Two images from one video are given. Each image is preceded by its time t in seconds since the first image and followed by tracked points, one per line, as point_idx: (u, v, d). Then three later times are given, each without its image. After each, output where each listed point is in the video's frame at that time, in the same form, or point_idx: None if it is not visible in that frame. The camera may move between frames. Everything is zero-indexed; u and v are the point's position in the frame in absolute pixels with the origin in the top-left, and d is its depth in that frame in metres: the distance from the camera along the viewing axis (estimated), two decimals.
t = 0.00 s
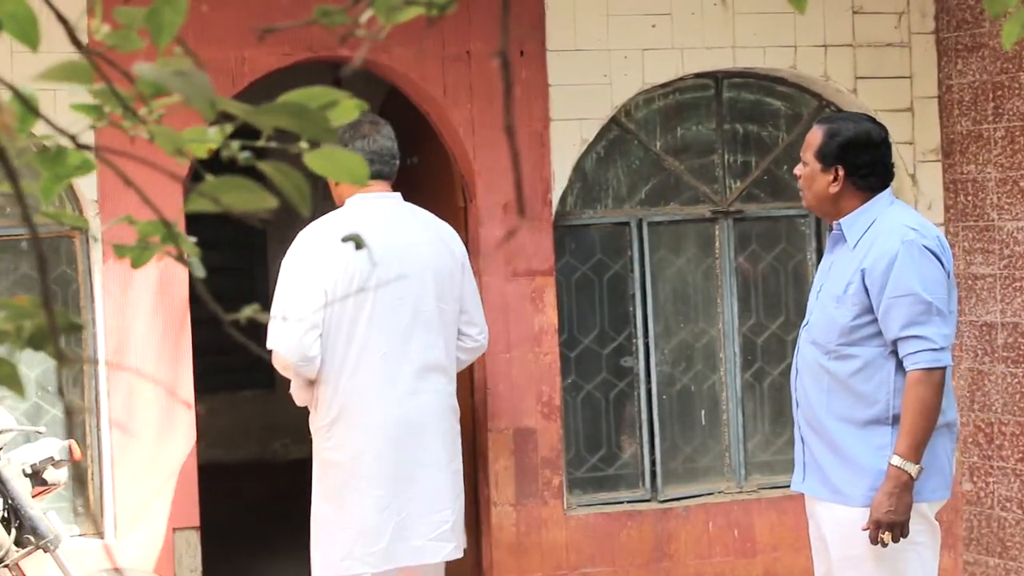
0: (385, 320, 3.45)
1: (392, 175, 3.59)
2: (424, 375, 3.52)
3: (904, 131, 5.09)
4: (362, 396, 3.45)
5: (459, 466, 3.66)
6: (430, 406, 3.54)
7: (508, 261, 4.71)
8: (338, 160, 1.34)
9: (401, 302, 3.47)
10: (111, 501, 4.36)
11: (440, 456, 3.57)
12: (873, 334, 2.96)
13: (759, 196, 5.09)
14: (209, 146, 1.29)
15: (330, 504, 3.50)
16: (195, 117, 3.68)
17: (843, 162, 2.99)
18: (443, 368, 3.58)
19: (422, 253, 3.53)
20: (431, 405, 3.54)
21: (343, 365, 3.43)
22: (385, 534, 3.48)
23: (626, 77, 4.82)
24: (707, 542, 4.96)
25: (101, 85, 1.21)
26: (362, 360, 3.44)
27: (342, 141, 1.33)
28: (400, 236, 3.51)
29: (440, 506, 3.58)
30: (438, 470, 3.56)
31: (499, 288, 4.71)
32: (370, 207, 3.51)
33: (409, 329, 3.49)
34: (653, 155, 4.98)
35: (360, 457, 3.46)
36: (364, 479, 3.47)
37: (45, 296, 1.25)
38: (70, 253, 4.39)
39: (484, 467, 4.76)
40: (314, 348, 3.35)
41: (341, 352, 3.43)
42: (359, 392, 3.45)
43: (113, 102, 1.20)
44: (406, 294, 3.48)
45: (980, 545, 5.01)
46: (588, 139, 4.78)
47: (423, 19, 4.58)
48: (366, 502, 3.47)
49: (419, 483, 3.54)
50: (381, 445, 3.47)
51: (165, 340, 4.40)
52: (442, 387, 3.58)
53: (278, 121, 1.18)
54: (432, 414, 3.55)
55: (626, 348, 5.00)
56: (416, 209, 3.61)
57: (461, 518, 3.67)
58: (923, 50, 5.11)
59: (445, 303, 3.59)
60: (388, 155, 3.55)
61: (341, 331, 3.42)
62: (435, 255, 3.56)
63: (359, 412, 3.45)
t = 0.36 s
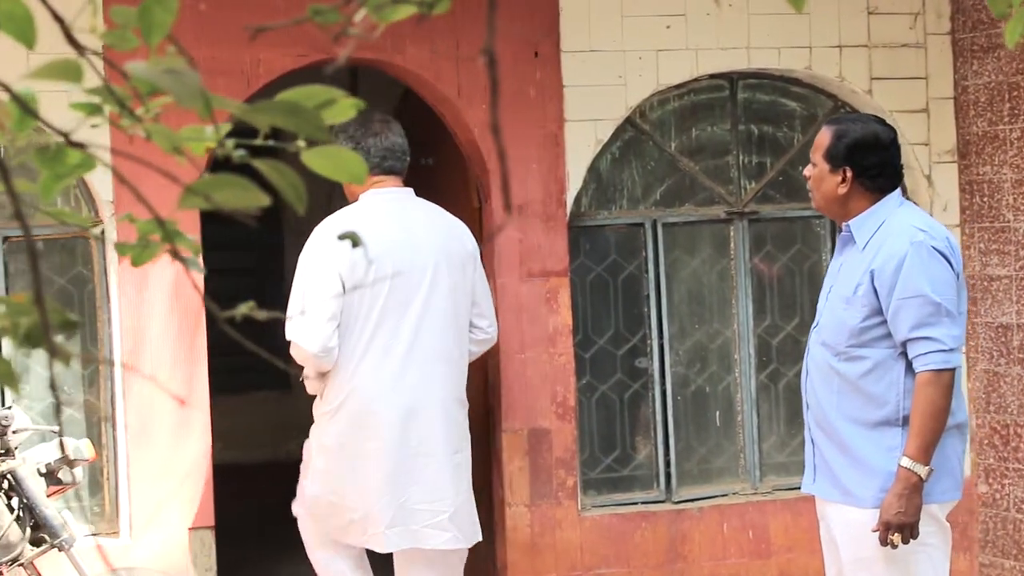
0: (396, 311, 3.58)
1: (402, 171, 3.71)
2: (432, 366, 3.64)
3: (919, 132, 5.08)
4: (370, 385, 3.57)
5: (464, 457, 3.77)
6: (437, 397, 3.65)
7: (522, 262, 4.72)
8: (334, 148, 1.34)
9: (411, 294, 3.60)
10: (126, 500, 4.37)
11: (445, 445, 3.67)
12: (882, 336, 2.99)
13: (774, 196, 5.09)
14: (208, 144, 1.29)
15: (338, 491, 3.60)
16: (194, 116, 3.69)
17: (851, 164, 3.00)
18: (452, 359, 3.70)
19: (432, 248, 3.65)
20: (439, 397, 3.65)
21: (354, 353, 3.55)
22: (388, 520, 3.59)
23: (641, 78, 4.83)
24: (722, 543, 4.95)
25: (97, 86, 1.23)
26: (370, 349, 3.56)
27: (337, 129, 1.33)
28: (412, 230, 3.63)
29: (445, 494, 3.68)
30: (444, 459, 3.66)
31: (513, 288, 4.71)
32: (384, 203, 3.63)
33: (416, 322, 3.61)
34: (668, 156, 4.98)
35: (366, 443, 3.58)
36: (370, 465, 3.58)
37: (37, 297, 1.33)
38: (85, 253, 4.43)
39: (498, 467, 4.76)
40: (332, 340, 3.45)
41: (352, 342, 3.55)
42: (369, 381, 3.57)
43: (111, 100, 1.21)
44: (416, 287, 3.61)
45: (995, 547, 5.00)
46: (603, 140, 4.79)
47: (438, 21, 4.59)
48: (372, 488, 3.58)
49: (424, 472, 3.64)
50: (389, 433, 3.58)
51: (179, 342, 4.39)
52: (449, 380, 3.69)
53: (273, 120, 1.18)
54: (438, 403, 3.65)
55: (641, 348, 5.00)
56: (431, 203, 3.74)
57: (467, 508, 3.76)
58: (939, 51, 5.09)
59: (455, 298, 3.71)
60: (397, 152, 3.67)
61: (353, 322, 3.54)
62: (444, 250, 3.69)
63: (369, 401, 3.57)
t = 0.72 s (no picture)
0: (402, 311, 3.88)
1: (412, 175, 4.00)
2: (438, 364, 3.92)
3: (951, 134, 5.06)
4: (377, 382, 3.88)
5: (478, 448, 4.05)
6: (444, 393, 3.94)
7: (552, 263, 4.72)
8: (348, 148, 1.34)
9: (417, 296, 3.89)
10: (156, 500, 4.39)
11: (452, 440, 3.96)
12: (908, 338, 3.01)
13: (804, 199, 5.07)
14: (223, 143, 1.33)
15: (352, 482, 3.94)
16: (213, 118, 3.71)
17: (874, 166, 3.02)
18: (462, 356, 3.98)
19: (437, 251, 3.93)
20: (447, 393, 3.94)
21: (363, 352, 3.87)
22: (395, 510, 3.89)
23: (672, 81, 4.82)
24: (751, 546, 4.94)
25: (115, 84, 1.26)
26: (376, 347, 3.87)
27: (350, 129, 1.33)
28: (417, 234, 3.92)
29: (452, 485, 3.96)
30: (451, 452, 3.95)
31: (543, 291, 4.71)
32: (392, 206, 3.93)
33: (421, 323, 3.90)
34: (698, 158, 4.97)
35: (374, 437, 3.89)
36: (378, 457, 3.89)
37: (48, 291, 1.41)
38: (117, 254, 4.44)
39: (527, 469, 4.77)
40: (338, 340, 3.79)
41: (362, 341, 3.87)
42: (377, 377, 3.87)
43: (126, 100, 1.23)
44: (423, 288, 3.90)
45: None
46: (633, 142, 4.79)
47: (469, 22, 4.59)
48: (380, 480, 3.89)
49: (431, 465, 3.93)
50: (398, 427, 3.88)
51: (210, 343, 4.41)
52: (456, 376, 3.97)
53: (283, 118, 1.20)
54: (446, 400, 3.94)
55: (670, 351, 4.99)
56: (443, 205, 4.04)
57: (477, 501, 4.03)
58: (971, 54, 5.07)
59: (462, 299, 3.98)
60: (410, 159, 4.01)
61: (362, 322, 3.86)
62: (452, 252, 3.96)
63: (379, 396, 3.88)
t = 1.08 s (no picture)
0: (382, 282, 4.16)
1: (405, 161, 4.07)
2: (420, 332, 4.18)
3: (979, 136, 5.04)
4: (360, 349, 4.14)
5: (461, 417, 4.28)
6: (426, 360, 4.19)
7: (576, 262, 4.72)
8: (354, 139, 1.36)
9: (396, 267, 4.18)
10: (180, 494, 4.41)
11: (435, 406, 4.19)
12: (929, 341, 3.03)
13: (830, 200, 5.05)
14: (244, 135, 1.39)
15: (339, 449, 4.18)
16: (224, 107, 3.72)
17: (896, 168, 3.05)
18: (443, 327, 4.24)
19: (415, 226, 4.22)
20: (428, 360, 4.19)
21: (346, 322, 4.15)
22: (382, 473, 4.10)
23: (697, 81, 4.82)
24: (773, 547, 4.93)
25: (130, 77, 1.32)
26: (359, 317, 4.15)
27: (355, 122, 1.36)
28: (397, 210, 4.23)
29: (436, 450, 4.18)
30: (435, 418, 4.18)
31: (567, 289, 4.71)
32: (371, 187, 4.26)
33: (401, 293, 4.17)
34: (723, 159, 4.96)
35: (358, 403, 4.13)
36: (362, 422, 4.13)
37: (64, 281, 1.45)
38: (143, 250, 4.47)
39: (549, 467, 4.77)
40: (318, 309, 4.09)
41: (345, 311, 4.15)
42: (361, 345, 4.14)
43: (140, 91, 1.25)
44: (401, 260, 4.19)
45: None
46: (658, 141, 4.79)
47: (494, 20, 4.60)
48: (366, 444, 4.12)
49: (415, 432, 4.17)
50: (381, 391, 4.13)
51: (234, 339, 4.43)
52: (437, 346, 4.22)
53: (299, 110, 1.28)
54: (428, 368, 4.19)
55: (694, 351, 4.99)
56: (421, 189, 4.39)
57: (462, 467, 4.25)
58: (998, 56, 5.05)
59: (441, 273, 4.26)
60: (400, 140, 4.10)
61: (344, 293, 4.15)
62: (431, 227, 4.25)
63: (362, 364, 4.13)
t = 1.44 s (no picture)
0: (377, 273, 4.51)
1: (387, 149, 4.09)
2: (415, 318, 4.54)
3: (992, 133, 5.03)
4: (359, 336, 4.47)
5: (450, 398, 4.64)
6: (422, 345, 4.54)
7: (588, 262, 4.72)
8: (356, 139, 1.41)
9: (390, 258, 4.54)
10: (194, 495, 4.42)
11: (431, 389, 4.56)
12: (939, 340, 3.02)
13: (843, 198, 5.04)
14: (245, 136, 1.42)
15: (338, 429, 4.50)
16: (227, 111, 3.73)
17: (905, 166, 3.04)
18: (433, 315, 4.59)
19: (407, 220, 4.59)
20: (421, 346, 4.54)
21: (345, 310, 4.48)
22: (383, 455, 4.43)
23: (709, 79, 4.82)
24: (788, 546, 4.93)
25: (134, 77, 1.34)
26: (354, 305, 4.48)
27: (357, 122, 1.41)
28: (394, 203, 4.59)
29: (432, 431, 4.55)
30: (427, 399, 4.54)
31: (579, 289, 4.71)
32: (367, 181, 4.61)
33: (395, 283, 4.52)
34: (735, 157, 4.95)
35: (359, 387, 4.46)
36: (364, 405, 4.46)
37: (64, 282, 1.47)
38: (156, 252, 4.48)
39: (562, 467, 4.78)
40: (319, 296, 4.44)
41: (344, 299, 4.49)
42: (360, 331, 4.47)
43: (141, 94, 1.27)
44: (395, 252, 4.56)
45: None
46: (669, 141, 4.78)
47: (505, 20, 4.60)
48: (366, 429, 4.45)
49: (409, 412, 4.53)
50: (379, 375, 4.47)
51: (247, 342, 4.43)
52: (429, 332, 4.57)
53: (301, 112, 1.30)
54: (422, 353, 4.55)
55: (706, 350, 4.98)
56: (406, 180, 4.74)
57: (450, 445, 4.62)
58: (1011, 53, 5.04)
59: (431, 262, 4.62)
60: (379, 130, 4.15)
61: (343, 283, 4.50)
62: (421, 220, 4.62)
63: (360, 349, 4.46)
